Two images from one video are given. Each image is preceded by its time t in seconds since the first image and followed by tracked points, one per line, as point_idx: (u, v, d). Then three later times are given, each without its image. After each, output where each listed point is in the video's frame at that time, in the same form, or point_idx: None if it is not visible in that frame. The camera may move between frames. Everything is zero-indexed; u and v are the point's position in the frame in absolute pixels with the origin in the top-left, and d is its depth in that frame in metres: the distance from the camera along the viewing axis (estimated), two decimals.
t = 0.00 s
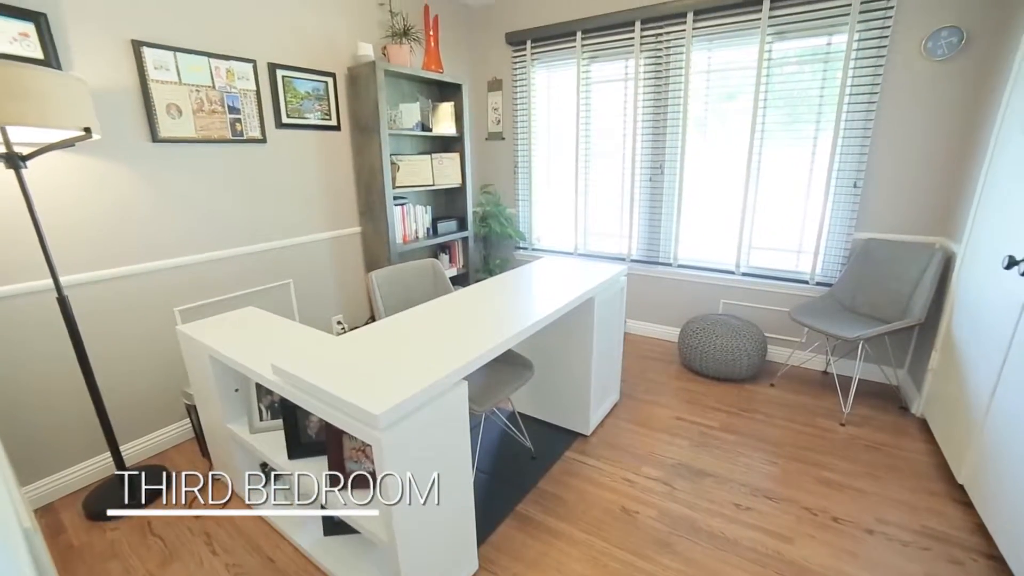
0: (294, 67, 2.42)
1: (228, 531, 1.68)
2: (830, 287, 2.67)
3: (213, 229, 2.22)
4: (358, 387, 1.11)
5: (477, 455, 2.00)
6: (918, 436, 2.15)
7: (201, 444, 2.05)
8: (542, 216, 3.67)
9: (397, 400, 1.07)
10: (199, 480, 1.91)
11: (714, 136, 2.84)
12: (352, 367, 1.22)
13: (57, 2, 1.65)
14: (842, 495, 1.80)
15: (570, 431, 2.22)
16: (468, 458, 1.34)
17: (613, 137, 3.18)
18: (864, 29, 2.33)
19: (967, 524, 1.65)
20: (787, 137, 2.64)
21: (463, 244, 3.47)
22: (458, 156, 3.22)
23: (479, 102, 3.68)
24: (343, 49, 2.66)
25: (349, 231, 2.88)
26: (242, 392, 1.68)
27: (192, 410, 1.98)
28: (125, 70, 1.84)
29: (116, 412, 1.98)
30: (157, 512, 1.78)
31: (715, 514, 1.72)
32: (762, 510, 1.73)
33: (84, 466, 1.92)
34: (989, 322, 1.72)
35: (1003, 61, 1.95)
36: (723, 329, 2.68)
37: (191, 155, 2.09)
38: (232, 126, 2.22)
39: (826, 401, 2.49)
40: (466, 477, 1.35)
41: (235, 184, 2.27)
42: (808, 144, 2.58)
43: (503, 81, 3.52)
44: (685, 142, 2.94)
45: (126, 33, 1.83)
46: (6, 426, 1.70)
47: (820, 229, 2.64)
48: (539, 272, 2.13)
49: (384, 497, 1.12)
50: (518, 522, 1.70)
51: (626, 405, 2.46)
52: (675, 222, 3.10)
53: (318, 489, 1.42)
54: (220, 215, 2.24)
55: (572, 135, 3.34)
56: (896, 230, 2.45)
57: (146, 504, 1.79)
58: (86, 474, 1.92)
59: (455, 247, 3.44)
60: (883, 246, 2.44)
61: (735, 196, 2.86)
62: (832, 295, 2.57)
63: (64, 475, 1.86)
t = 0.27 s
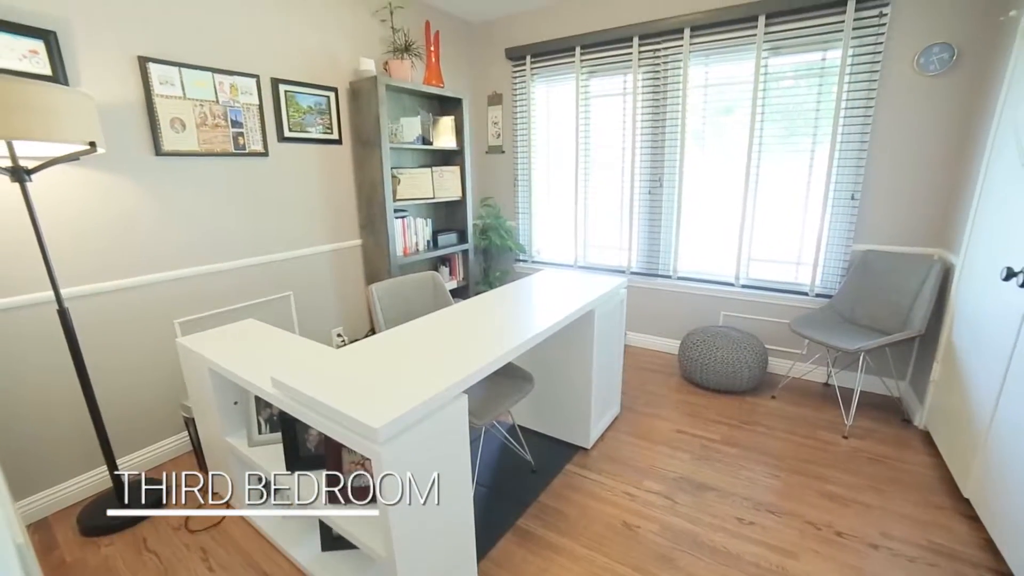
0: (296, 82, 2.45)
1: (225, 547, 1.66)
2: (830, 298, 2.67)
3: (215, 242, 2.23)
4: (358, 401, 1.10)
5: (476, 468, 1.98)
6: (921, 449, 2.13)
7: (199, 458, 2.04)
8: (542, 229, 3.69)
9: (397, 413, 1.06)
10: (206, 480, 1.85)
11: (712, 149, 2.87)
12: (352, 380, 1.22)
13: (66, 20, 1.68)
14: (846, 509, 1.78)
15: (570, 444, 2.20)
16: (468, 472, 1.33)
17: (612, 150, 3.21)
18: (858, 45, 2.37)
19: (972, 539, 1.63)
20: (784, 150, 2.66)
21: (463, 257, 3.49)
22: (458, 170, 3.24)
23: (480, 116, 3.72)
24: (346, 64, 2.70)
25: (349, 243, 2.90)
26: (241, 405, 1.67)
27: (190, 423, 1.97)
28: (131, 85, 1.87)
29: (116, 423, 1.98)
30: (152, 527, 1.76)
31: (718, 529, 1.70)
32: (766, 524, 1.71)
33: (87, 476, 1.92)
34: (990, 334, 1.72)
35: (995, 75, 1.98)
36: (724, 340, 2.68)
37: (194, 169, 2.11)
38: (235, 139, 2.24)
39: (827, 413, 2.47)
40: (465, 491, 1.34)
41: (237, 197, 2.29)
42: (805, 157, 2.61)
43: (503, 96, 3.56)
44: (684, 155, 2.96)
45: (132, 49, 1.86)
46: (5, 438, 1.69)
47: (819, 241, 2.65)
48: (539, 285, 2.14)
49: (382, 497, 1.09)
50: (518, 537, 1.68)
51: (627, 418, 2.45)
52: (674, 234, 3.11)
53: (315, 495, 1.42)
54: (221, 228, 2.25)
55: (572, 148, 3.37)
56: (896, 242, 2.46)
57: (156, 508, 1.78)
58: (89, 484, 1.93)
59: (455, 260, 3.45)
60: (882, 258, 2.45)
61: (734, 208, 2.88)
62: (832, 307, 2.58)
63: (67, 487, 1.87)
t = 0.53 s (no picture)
0: (299, 97, 2.48)
1: (221, 564, 1.63)
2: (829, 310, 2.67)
3: (216, 255, 2.24)
4: (358, 415, 1.10)
5: (476, 483, 1.97)
6: (926, 462, 2.11)
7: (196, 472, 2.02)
8: (541, 241, 3.70)
9: (396, 427, 1.05)
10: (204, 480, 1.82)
11: (710, 162, 2.90)
12: (352, 394, 1.21)
13: (74, 37, 1.72)
14: (851, 523, 1.76)
15: (571, 458, 2.18)
16: (469, 486, 1.32)
17: (611, 163, 3.24)
18: (852, 61, 2.41)
19: (979, 554, 1.60)
20: (782, 163, 2.69)
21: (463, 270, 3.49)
22: (459, 183, 3.27)
23: (480, 130, 3.76)
24: (347, 79, 2.74)
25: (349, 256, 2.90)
26: (240, 418, 1.66)
27: (188, 436, 1.96)
28: (136, 101, 1.89)
29: (113, 436, 1.97)
30: (147, 543, 1.74)
31: (722, 544, 1.67)
32: (770, 540, 1.69)
33: (86, 488, 1.91)
34: (991, 346, 1.71)
35: (986, 90, 2.02)
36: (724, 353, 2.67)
37: (197, 182, 2.13)
38: (238, 153, 2.26)
39: (829, 425, 2.46)
40: (465, 506, 1.32)
41: (239, 210, 2.31)
42: (802, 170, 2.63)
43: (502, 110, 3.61)
44: (682, 169, 2.99)
45: (138, 66, 1.89)
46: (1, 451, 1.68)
47: (818, 253, 2.66)
48: (539, 298, 2.14)
49: (381, 498, 1.07)
50: (518, 553, 1.66)
51: (628, 431, 2.43)
52: (674, 247, 3.13)
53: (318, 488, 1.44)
54: (223, 241, 2.26)
55: (571, 161, 3.40)
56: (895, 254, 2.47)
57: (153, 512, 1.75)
58: (88, 497, 1.92)
59: (455, 273, 3.46)
60: (881, 270, 2.46)
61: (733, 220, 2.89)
62: (832, 318, 2.58)
63: (66, 499, 1.86)
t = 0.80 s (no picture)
0: (301, 112, 2.51)
1: None
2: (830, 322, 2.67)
3: (217, 268, 2.25)
4: (358, 429, 1.09)
5: (476, 497, 1.95)
6: (930, 476, 2.09)
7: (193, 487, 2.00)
8: (541, 254, 3.72)
9: (395, 441, 1.04)
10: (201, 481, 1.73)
11: (709, 174, 2.92)
12: (352, 408, 1.21)
13: (82, 54, 1.75)
14: (855, 539, 1.74)
15: (572, 472, 2.17)
16: (469, 501, 1.31)
17: (610, 176, 3.26)
18: (847, 76, 2.44)
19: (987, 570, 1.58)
20: (779, 176, 2.71)
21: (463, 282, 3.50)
22: (459, 196, 3.29)
23: (480, 145, 3.80)
24: (349, 95, 2.78)
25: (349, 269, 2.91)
26: (238, 432, 1.63)
27: (186, 450, 1.95)
28: (141, 116, 1.92)
29: (111, 450, 1.96)
30: (142, 559, 1.71)
31: (725, 560, 1.65)
32: (774, 556, 1.66)
33: (89, 500, 1.91)
34: (992, 358, 1.71)
35: (978, 104, 2.05)
36: (725, 365, 2.67)
37: (199, 196, 2.14)
38: (240, 167, 2.28)
39: (831, 438, 2.44)
40: (465, 521, 1.31)
41: (241, 224, 2.32)
42: (799, 183, 2.65)
43: (502, 125, 3.65)
44: (681, 182, 3.01)
45: (144, 82, 1.92)
46: None
47: (817, 265, 2.67)
48: (539, 311, 2.14)
49: (380, 499, 1.05)
50: (519, 569, 1.63)
51: (629, 445, 2.42)
52: (674, 259, 3.14)
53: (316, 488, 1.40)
54: (224, 254, 2.27)
55: (570, 174, 3.43)
56: (894, 265, 2.48)
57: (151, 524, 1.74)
58: (88, 511, 1.91)
59: (455, 285, 3.46)
60: (880, 283, 2.46)
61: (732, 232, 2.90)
62: (833, 331, 2.58)
63: (68, 512, 1.86)
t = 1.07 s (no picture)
0: (303, 127, 2.54)
1: None
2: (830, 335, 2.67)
3: (218, 281, 2.25)
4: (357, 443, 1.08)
5: (475, 513, 1.92)
6: (936, 490, 2.07)
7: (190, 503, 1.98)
8: (541, 267, 3.72)
9: (396, 456, 1.04)
10: (200, 480, 1.66)
11: (707, 187, 2.94)
12: (351, 422, 1.20)
13: (87, 71, 1.77)
14: (860, 554, 1.71)
15: (572, 487, 2.14)
16: (468, 516, 1.29)
17: (609, 189, 3.29)
18: (842, 91, 2.48)
19: None
20: (776, 190, 2.73)
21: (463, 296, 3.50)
22: (459, 210, 3.32)
23: (480, 159, 3.84)
24: (350, 110, 2.81)
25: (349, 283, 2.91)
26: (236, 446, 1.61)
27: (184, 465, 1.93)
28: (145, 132, 1.94)
29: (108, 464, 1.94)
30: None
31: None
32: (777, 573, 1.64)
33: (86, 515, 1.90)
34: (994, 370, 1.71)
35: (971, 118, 2.08)
36: (725, 378, 2.66)
37: (201, 210, 2.16)
38: (241, 181, 2.30)
39: (834, 452, 2.42)
40: (464, 538, 1.29)
41: (242, 237, 2.33)
42: (797, 196, 2.67)
43: (502, 139, 3.69)
44: (679, 195, 3.04)
45: (148, 97, 1.95)
46: None
47: (817, 277, 2.67)
48: (539, 325, 2.14)
49: (380, 499, 1.01)
50: None
51: (630, 459, 2.39)
52: (673, 272, 3.14)
53: (315, 487, 1.37)
54: (225, 267, 2.28)
55: (570, 188, 3.46)
56: (892, 278, 2.48)
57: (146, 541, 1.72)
58: (87, 526, 1.90)
59: (455, 299, 3.46)
60: (879, 295, 2.47)
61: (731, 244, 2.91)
62: (833, 343, 2.57)
63: (66, 526, 1.85)
